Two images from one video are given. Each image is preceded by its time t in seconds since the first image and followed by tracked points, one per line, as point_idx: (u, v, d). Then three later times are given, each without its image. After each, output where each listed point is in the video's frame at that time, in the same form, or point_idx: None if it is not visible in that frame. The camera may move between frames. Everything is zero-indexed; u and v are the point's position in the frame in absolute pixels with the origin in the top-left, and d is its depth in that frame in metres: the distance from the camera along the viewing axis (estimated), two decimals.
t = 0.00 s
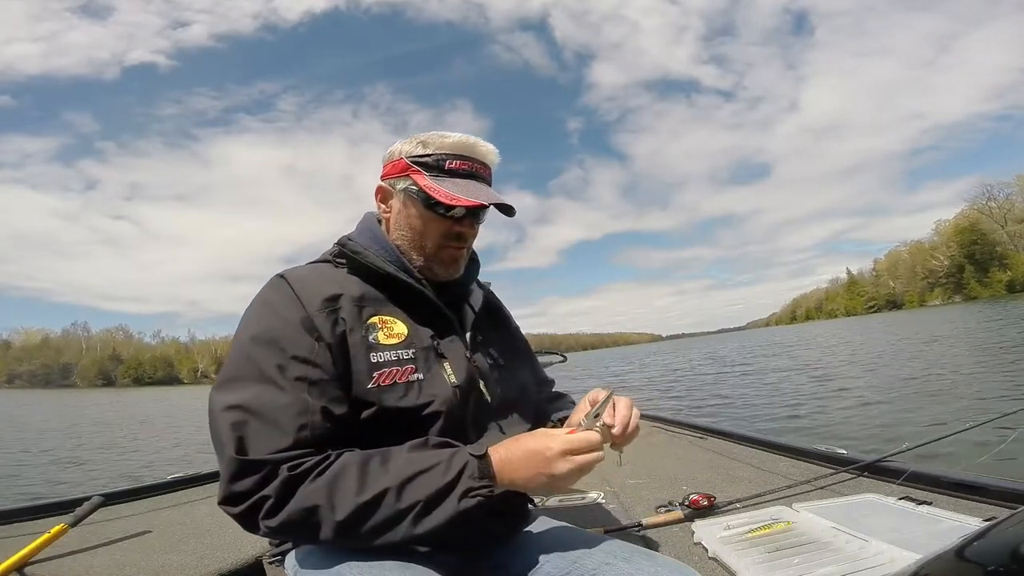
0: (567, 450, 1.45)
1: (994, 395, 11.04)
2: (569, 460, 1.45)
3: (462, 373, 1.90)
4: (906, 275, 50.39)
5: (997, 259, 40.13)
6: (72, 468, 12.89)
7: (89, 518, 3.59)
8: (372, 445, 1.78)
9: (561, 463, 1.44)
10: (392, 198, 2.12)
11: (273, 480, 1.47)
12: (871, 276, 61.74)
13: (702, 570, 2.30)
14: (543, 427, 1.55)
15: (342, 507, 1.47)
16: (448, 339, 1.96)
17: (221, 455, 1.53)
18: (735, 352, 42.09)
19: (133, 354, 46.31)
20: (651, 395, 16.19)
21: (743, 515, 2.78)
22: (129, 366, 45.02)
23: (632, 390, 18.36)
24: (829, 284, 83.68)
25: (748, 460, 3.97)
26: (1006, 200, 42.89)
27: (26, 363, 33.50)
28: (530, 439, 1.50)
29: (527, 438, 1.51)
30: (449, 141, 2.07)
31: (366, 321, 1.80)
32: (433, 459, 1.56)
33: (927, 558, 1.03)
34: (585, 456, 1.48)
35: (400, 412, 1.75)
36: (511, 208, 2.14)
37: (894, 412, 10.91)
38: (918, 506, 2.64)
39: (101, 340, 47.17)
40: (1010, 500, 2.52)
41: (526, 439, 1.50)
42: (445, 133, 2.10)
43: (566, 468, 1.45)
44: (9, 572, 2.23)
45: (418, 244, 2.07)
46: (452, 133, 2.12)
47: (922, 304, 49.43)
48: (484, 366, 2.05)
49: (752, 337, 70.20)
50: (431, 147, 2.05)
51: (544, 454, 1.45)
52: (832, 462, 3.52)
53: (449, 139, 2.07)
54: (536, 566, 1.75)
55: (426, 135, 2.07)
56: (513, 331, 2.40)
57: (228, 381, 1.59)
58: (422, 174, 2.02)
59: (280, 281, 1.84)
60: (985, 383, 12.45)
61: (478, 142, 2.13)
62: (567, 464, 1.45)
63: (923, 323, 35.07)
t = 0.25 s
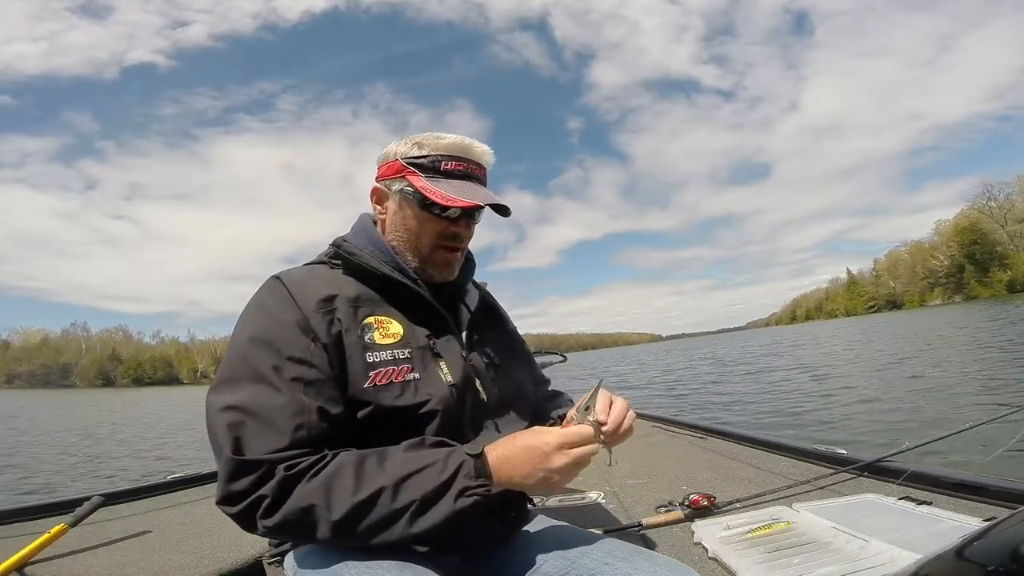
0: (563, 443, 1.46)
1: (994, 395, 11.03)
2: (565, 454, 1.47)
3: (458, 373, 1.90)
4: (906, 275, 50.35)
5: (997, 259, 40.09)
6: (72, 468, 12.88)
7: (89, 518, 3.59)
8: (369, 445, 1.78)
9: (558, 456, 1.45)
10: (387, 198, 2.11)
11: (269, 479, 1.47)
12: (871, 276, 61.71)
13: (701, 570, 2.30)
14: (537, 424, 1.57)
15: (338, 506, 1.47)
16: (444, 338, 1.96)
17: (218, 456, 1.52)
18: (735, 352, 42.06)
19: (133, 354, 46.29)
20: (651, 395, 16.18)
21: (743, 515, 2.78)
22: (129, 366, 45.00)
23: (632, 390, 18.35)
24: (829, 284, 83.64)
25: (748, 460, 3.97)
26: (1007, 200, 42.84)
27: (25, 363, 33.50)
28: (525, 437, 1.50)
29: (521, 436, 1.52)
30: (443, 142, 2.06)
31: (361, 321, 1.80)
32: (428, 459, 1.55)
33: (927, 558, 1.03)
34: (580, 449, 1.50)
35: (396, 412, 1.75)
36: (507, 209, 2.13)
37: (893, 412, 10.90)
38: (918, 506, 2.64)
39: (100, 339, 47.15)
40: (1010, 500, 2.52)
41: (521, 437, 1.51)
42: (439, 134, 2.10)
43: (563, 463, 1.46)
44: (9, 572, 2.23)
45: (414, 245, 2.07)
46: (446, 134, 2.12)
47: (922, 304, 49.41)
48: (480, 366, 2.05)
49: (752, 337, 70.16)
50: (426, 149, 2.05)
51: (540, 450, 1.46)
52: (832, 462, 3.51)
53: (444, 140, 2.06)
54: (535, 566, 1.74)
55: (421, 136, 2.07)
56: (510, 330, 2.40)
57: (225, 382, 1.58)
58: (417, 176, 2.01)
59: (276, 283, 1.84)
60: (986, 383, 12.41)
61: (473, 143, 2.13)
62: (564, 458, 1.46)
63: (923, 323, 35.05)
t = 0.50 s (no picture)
0: (562, 437, 1.48)
1: (994, 395, 11.03)
2: (566, 448, 1.47)
3: (457, 373, 1.89)
4: (906, 274, 50.35)
5: (997, 259, 40.08)
6: (71, 468, 12.88)
7: (89, 518, 3.59)
8: (366, 444, 1.78)
9: (557, 450, 1.46)
10: (385, 199, 2.11)
11: (265, 477, 1.47)
12: (871, 276, 61.70)
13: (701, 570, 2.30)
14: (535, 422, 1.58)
15: (331, 504, 1.47)
16: (442, 338, 1.95)
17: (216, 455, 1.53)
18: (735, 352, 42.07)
19: (133, 354, 46.28)
20: (651, 395, 16.18)
21: (743, 515, 2.78)
22: (128, 366, 44.98)
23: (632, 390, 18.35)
24: (829, 284, 83.63)
25: (748, 460, 3.97)
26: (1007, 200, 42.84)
27: (25, 363, 33.51)
28: (523, 432, 1.51)
29: (519, 432, 1.52)
30: (441, 142, 2.06)
31: (359, 321, 1.80)
32: (422, 457, 1.55)
33: (926, 558, 1.03)
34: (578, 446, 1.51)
35: (394, 411, 1.75)
36: (505, 210, 2.13)
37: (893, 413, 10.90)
38: (918, 506, 2.64)
39: (100, 339, 47.14)
40: (1010, 500, 2.52)
41: (519, 433, 1.52)
42: (436, 134, 2.09)
43: (562, 459, 1.46)
44: (9, 572, 2.23)
45: (412, 245, 2.07)
46: (444, 135, 2.11)
47: (922, 304, 49.41)
48: (478, 365, 2.05)
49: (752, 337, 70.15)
50: (423, 149, 2.04)
51: (539, 445, 1.46)
52: (832, 462, 3.51)
53: (441, 140, 2.06)
54: (534, 567, 1.74)
55: (419, 137, 2.06)
56: (508, 331, 2.40)
57: (223, 381, 1.59)
58: (415, 176, 2.01)
59: (274, 284, 1.84)
60: (986, 383, 12.41)
61: (471, 143, 2.13)
62: (564, 452, 1.47)
63: (923, 323, 35.06)
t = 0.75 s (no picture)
0: (568, 448, 1.45)
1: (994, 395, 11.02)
2: (570, 460, 1.45)
3: (456, 372, 1.89)
4: (906, 274, 50.34)
5: (998, 259, 40.07)
6: (71, 468, 12.88)
7: (89, 518, 3.59)
8: (365, 446, 1.78)
9: (561, 461, 1.44)
10: (383, 200, 2.11)
11: (261, 476, 1.47)
12: (871, 276, 61.71)
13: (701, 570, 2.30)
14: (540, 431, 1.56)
15: (327, 506, 1.47)
16: (441, 338, 1.95)
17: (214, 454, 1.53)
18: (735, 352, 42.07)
19: (133, 354, 46.26)
20: (651, 395, 16.19)
21: (743, 515, 2.77)
22: (128, 366, 44.97)
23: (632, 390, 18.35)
24: (829, 284, 83.64)
25: (748, 460, 3.97)
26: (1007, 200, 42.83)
27: (25, 363, 33.53)
28: (527, 442, 1.50)
29: (524, 442, 1.51)
30: (438, 142, 2.06)
31: (357, 321, 1.80)
32: (420, 461, 1.55)
33: (927, 558, 1.03)
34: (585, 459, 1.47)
35: (392, 411, 1.75)
36: (504, 210, 2.13)
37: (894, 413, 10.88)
38: (918, 506, 2.64)
39: (99, 339, 47.13)
40: (1010, 500, 2.52)
41: (523, 443, 1.50)
42: (434, 134, 2.09)
43: (567, 471, 1.44)
44: (9, 572, 2.23)
45: (410, 245, 2.07)
46: (442, 135, 2.11)
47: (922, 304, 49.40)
48: (477, 366, 2.04)
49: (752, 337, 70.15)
50: (421, 149, 2.04)
51: (542, 455, 1.44)
52: (832, 462, 3.51)
53: (439, 140, 2.06)
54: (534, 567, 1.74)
55: (417, 137, 2.07)
56: (507, 330, 2.39)
57: (221, 380, 1.59)
58: (412, 177, 2.01)
59: (273, 284, 1.84)
60: (987, 383, 12.40)
61: (469, 143, 2.13)
62: (568, 463, 1.44)
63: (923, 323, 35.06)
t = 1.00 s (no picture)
0: (564, 478, 1.49)
1: (994, 395, 11.01)
2: (565, 490, 1.49)
3: (454, 373, 1.89)
4: (906, 274, 50.33)
5: (998, 259, 40.06)
6: (71, 467, 12.87)
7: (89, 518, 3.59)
8: (359, 450, 1.78)
9: (555, 491, 1.48)
10: (382, 200, 2.12)
11: (249, 478, 1.46)
12: (871, 276, 61.70)
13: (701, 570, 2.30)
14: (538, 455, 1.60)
15: (314, 514, 1.46)
16: (440, 339, 1.95)
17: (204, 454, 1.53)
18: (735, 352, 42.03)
19: (133, 354, 46.23)
20: (652, 395, 16.18)
21: (743, 515, 2.77)
22: (128, 367, 44.93)
23: (633, 390, 18.35)
24: (829, 284, 83.62)
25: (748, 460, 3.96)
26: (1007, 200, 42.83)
27: (24, 363, 33.51)
28: (525, 466, 1.54)
29: (521, 466, 1.55)
30: (438, 143, 2.06)
31: (354, 322, 1.80)
32: (413, 474, 1.54)
33: (927, 558, 1.03)
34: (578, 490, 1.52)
35: (390, 412, 1.75)
36: (504, 212, 2.13)
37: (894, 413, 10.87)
38: (917, 506, 2.64)
39: (99, 339, 47.08)
40: (1010, 500, 2.52)
41: (521, 466, 1.54)
42: (434, 135, 2.09)
43: (561, 500, 1.48)
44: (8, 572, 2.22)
45: (408, 246, 2.07)
46: (442, 136, 2.11)
47: (922, 304, 49.36)
48: (475, 366, 2.04)
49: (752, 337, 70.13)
50: (421, 149, 2.04)
51: (539, 482, 1.49)
52: (832, 462, 3.51)
53: (439, 141, 2.06)
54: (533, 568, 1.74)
55: (417, 137, 2.06)
56: (507, 330, 2.39)
57: (214, 380, 1.59)
58: (411, 177, 2.02)
59: (269, 284, 1.84)
60: (987, 382, 12.38)
61: (470, 144, 2.12)
62: (562, 493, 1.48)
63: (924, 323, 35.05)
